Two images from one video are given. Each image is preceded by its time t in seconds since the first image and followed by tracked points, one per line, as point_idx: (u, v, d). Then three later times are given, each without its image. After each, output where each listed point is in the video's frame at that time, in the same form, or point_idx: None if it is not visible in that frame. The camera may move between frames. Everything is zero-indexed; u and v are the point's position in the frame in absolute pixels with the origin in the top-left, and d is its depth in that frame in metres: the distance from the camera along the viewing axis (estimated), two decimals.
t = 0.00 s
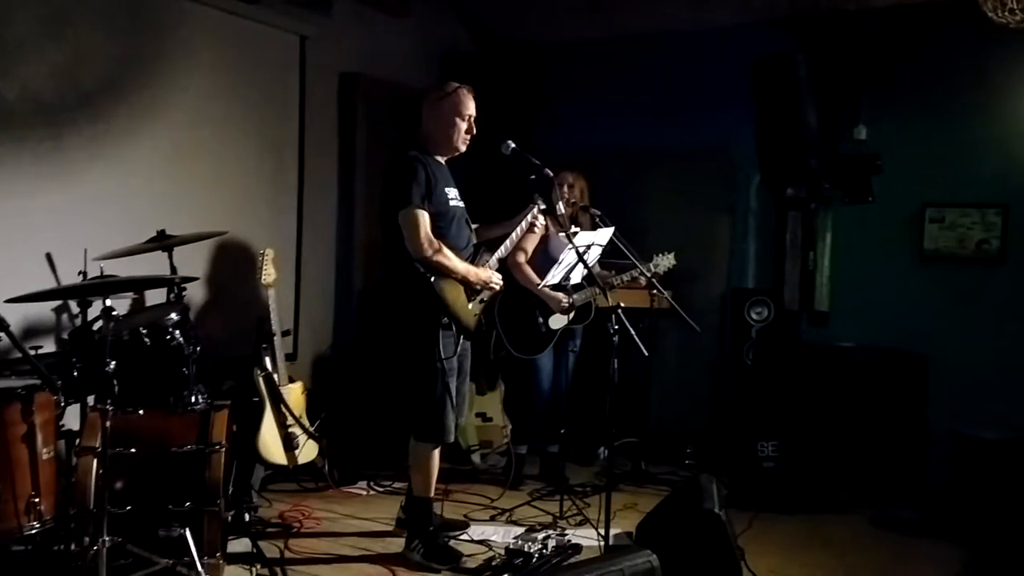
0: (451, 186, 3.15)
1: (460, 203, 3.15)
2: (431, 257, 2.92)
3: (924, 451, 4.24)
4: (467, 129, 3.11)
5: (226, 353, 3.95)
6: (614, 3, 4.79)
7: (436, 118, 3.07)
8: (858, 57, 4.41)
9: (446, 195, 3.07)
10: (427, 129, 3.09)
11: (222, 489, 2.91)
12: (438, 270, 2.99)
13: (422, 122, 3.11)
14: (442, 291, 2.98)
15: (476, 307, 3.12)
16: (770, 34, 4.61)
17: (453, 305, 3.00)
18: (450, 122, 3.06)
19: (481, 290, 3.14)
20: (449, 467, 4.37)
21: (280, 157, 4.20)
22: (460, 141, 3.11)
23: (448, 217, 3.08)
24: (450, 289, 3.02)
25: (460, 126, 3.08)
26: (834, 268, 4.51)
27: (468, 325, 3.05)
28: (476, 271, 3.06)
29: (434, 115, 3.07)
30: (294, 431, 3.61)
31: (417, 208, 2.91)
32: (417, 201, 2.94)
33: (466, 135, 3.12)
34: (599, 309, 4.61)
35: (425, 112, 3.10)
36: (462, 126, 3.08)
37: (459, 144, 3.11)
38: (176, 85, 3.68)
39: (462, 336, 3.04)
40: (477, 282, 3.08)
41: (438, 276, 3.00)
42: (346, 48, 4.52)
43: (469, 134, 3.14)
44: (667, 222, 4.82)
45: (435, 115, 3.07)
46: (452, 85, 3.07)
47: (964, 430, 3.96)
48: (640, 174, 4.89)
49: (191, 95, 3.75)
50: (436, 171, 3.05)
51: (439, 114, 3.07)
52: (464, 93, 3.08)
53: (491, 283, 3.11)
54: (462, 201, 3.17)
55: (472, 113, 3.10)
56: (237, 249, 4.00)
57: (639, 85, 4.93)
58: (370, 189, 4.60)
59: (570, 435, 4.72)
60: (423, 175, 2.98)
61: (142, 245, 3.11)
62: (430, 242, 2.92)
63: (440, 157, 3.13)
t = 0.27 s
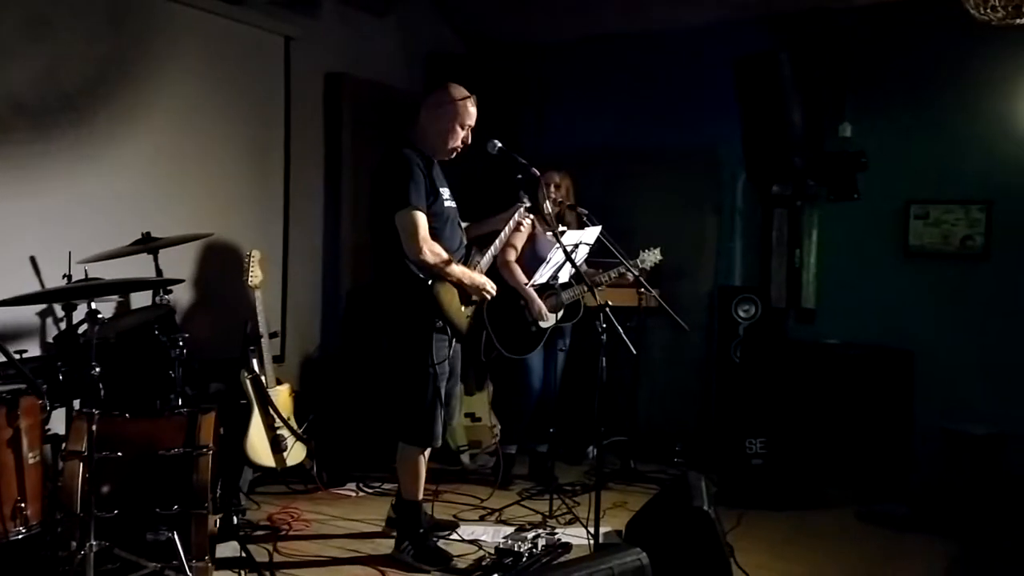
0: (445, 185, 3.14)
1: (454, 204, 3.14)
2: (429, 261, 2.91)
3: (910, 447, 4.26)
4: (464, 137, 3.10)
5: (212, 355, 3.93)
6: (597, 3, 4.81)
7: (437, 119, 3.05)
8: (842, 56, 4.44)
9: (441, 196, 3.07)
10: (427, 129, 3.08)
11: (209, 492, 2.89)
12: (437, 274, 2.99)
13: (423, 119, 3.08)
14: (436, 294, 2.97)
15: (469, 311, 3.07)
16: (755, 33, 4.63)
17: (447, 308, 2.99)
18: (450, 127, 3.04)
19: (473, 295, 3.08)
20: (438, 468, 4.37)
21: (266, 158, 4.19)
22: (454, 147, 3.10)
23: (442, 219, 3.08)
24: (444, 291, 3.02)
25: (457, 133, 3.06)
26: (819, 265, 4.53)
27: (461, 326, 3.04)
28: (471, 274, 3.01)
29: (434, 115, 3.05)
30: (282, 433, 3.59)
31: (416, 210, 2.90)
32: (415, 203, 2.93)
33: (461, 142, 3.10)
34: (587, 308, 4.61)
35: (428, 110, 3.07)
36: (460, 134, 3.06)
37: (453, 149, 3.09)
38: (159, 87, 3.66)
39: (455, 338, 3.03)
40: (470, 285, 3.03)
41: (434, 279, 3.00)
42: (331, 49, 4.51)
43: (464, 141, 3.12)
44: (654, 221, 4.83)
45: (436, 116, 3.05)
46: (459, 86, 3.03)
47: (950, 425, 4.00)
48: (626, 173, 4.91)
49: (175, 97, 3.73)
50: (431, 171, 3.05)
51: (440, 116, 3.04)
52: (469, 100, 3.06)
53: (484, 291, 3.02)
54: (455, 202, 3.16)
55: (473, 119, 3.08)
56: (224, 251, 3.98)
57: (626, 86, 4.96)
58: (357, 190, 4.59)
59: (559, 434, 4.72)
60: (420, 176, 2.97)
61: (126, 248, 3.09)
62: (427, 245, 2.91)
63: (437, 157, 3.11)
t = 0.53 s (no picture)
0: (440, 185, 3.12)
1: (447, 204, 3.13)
2: (428, 265, 2.90)
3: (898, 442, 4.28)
4: (459, 135, 3.09)
5: (200, 357, 3.91)
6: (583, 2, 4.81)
7: (433, 116, 3.03)
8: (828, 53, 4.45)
9: (437, 196, 3.06)
10: (421, 129, 3.06)
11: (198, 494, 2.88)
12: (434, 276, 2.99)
13: (417, 117, 3.06)
14: (434, 297, 2.97)
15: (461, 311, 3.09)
16: (741, 31, 4.64)
17: (441, 310, 2.99)
18: (446, 125, 3.03)
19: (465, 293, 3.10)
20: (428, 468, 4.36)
21: (252, 159, 4.17)
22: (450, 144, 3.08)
23: (436, 220, 3.07)
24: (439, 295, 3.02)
25: (453, 131, 3.05)
26: (807, 263, 4.55)
27: (452, 327, 3.06)
28: (464, 275, 3.03)
29: (428, 114, 3.04)
30: (271, 435, 3.58)
31: (415, 212, 2.88)
32: (415, 204, 2.91)
33: (456, 140, 3.10)
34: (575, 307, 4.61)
35: (423, 108, 3.05)
36: (456, 131, 3.06)
37: (450, 147, 3.08)
38: (145, 88, 3.64)
39: (447, 339, 3.04)
40: (462, 286, 3.05)
41: (432, 282, 2.99)
42: (316, 49, 4.49)
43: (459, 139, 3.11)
44: (642, 219, 4.84)
45: (430, 115, 3.03)
46: (451, 84, 3.02)
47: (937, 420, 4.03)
48: (614, 172, 4.92)
49: (161, 98, 3.71)
50: (426, 172, 3.02)
51: (433, 114, 3.03)
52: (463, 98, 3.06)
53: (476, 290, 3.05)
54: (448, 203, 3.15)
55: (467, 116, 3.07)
56: (212, 252, 3.96)
57: (613, 85, 4.96)
58: (344, 190, 4.58)
59: (549, 433, 4.71)
60: (417, 175, 2.95)
61: (112, 249, 3.06)
62: (426, 248, 2.90)
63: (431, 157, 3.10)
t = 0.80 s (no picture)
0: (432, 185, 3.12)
1: (440, 203, 3.12)
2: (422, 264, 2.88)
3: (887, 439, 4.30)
4: (451, 128, 3.07)
5: (189, 359, 3.90)
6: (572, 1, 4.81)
7: (421, 112, 3.02)
8: (815, 52, 4.46)
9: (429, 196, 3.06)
10: (411, 128, 3.05)
11: (187, 497, 2.87)
12: (426, 277, 2.94)
13: (405, 116, 3.05)
14: (426, 297, 2.94)
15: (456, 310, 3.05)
16: (729, 30, 4.65)
17: (435, 309, 2.96)
18: (434, 120, 3.01)
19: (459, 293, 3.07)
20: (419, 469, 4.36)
21: (241, 161, 4.15)
22: (443, 139, 3.06)
23: (429, 220, 3.05)
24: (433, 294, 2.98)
25: (443, 125, 3.03)
26: (795, 261, 4.58)
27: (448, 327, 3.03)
28: (458, 274, 2.99)
29: (416, 112, 3.03)
30: (260, 437, 3.56)
31: (407, 212, 2.87)
32: (406, 205, 2.89)
33: (449, 134, 3.08)
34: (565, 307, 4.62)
35: (410, 106, 3.04)
36: (446, 125, 3.04)
37: (442, 142, 3.06)
38: (132, 89, 3.62)
39: (441, 338, 3.01)
40: (458, 285, 3.01)
41: (423, 282, 2.96)
42: (304, 49, 4.47)
43: (451, 133, 3.09)
44: (631, 219, 4.85)
45: (419, 113, 3.03)
46: (433, 80, 3.02)
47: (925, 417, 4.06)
48: (602, 172, 4.93)
49: (148, 99, 3.69)
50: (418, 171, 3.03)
51: (419, 112, 3.02)
52: (449, 92, 3.04)
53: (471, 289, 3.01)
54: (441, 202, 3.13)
55: (454, 110, 3.05)
56: (199, 254, 3.94)
57: (602, 84, 4.98)
58: (332, 191, 4.57)
59: (539, 432, 4.71)
60: (408, 175, 2.96)
61: (99, 251, 3.05)
62: (418, 248, 2.88)
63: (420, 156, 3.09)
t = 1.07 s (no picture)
0: (427, 186, 3.09)
1: (434, 204, 3.09)
2: (406, 262, 2.87)
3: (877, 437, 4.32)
4: (437, 127, 3.04)
5: (181, 362, 3.89)
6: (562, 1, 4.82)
7: (405, 115, 3.03)
8: (804, 51, 4.48)
9: (420, 196, 3.02)
10: (397, 131, 3.06)
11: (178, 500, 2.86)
12: (414, 274, 2.93)
13: (393, 122, 3.06)
14: (415, 295, 2.93)
15: (451, 309, 3.03)
16: (718, 30, 4.66)
17: (428, 309, 2.95)
18: (416, 121, 3.00)
19: (456, 293, 3.05)
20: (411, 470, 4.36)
21: (231, 162, 4.13)
22: (431, 139, 3.04)
23: (421, 220, 3.02)
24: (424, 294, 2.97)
25: (426, 125, 3.01)
26: (786, 259, 4.60)
27: (443, 326, 3.01)
28: (451, 273, 3.00)
29: (401, 115, 3.03)
30: (252, 439, 3.57)
31: (393, 214, 2.87)
32: (392, 206, 2.89)
33: (435, 133, 3.04)
34: (556, 307, 4.62)
35: (396, 111, 3.05)
36: (429, 125, 3.01)
37: (430, 142, 3.04)
38: (120, 91, 3.61)
39: (436, 338, 3.00)
40: (451, 285, 3.01)
41: (411, 281, 2.94)
42: (294, 50, 4.46)
43: (437, 132, 3.05)
44: (621, 219, 4.86)
45: (402, 115, 3.03)
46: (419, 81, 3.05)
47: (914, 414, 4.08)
48: (593, 172, 4.94)
49: (137, 101, 3.68)
50: (409, 172, 3.01)
51: (406, 114, 3.02)
52: (430, 91, 3.02)
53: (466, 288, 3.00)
54: (436, 202, 3.10)
55: (439, 108, 3.03)
56: (189, 256, 3.92)
57: (592, 84, 4.98)
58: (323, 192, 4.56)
59: (531, 431, 4.71)
60: (396, 176, 2.94)
61: (87, 253, 3.03)
62: (402, 247, 2.87)
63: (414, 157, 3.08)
